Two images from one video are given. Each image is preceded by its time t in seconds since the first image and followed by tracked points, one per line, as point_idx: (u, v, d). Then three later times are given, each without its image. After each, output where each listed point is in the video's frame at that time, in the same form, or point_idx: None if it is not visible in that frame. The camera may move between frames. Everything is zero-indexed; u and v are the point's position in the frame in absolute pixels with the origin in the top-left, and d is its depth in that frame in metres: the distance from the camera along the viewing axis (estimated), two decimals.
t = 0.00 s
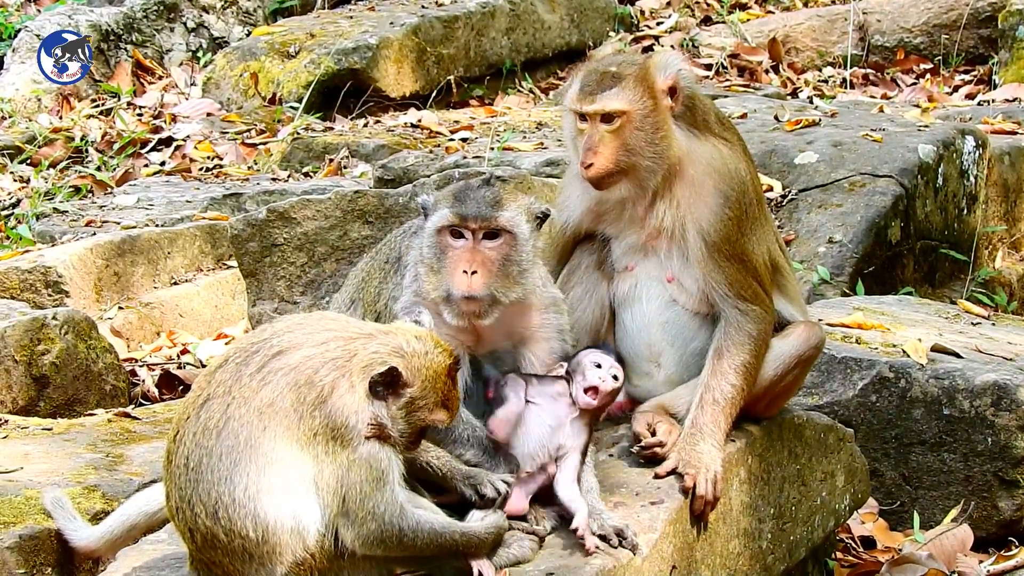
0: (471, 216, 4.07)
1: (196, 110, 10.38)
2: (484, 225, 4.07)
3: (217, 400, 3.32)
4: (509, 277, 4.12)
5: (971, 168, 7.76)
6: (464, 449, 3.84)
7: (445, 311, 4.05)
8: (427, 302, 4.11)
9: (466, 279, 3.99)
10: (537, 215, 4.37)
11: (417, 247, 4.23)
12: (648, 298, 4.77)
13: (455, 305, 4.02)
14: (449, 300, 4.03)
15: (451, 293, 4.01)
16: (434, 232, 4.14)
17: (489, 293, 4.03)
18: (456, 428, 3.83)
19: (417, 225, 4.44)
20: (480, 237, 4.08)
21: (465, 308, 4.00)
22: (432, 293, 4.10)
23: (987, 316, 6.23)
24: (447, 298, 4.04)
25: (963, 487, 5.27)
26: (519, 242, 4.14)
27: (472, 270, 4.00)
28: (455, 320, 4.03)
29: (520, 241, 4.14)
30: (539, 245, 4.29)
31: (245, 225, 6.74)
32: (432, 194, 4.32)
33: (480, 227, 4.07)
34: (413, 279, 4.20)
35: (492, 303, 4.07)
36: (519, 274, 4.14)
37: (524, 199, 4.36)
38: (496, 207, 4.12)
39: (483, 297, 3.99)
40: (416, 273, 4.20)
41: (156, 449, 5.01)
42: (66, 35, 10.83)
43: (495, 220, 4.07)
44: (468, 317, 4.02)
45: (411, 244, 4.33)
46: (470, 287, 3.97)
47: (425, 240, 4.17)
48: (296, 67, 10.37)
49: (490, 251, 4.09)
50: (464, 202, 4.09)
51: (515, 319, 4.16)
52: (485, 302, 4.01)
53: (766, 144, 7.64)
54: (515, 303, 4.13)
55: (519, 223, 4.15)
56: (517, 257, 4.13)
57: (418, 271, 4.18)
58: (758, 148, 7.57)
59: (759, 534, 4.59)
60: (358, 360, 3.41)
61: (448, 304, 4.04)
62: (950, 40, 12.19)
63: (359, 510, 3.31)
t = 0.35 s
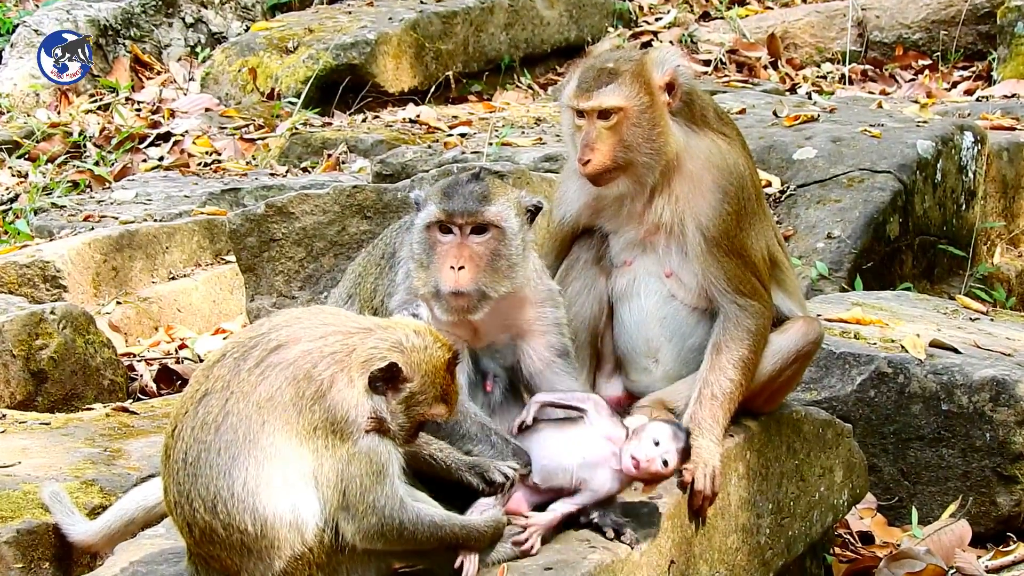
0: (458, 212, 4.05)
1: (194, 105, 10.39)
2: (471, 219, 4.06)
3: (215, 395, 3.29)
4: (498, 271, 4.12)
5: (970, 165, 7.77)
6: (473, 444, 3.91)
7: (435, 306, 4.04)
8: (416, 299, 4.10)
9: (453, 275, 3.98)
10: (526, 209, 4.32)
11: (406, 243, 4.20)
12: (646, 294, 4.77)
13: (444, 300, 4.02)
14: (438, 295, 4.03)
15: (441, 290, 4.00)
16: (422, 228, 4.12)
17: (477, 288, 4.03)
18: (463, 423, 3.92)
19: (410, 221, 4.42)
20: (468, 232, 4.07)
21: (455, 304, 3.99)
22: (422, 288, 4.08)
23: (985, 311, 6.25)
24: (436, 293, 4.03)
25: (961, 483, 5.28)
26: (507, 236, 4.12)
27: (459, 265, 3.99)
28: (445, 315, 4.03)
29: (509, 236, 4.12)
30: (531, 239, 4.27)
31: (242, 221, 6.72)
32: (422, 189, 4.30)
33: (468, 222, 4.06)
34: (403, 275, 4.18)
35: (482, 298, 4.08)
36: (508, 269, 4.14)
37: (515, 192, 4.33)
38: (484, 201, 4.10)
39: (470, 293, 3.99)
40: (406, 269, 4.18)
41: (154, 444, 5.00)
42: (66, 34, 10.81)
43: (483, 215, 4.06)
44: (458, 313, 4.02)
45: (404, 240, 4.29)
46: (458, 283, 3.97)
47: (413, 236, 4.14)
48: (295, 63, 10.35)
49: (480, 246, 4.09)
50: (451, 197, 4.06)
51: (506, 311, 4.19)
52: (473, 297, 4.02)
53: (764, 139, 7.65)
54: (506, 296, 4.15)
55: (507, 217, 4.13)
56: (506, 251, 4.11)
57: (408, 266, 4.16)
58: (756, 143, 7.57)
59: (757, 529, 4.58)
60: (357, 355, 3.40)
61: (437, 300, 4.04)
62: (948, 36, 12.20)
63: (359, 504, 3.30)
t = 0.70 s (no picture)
0: (476, 215, 4.02)
1: (192, 96, 10.41)
2: (489, 224, 4.01)
3: (213, 385, 3.26)
4: (513, 276, 4.06)
5: (967, 155, 7.77)
6: (491, 446, 3.95)
7: (448, 309, 4.02)
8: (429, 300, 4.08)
9: (469, 279, 3.95)
10: (541, 214, 4.26)
11: (421, 244, 4.19)
12: (644, 284, 4.76)
13: (458, 303, 3.99)
14: (452, 297, 4.00)
15: (456, 293, 3.98)
16: (438, 230, 4.09)
17: (492, 294, 3.99)
18: (482, 425, 3.98)
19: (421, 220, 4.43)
20: (485, 236, 4.03)
21: (468, 308, 3.96)
22: (436, 290, 4.06)
23: (983, 302, 6.27)
24: (451, 296, 4.01)
25: (959, 473, 5.32)
26: (523, 242, 4.06)
27: (475, 270, 3.97)
28: (457, 319, 3.99)
29: (525, 241, 4.07)
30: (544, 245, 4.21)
31: (240, 210, 6.75)
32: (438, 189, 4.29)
33: (485, 226, 4.01)
34: (417, 276, 4.17)
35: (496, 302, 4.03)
36: (522, 274, 4.08)
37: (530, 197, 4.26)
38: (501, 206, 4.05)
39: (485, 298, 3.96)
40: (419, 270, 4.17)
41: (151, 435, 5.00)
42: (65, 34, 10.28)
43: (500, 220, 4.01)
44: (471, 317, 3.99)
45: (416, 238, 4.29)
46: (472, 286, 3.93)
47: (428, 237, 4.13)
48: (292, 54, 10.38)
49: (495, 251, 4.04)
50: (468, 200, 4.04)
51: (521, 316, 4.15)
52: (488, 301, 3.98)
53: (762, 130, 7.64)
54: (518, 301, 4.09)
55: (524, 223, 4.07)
56: (521, 257, 4.06)
57: (422, 267, 4.14)
58: (754, 134, 7.57)
59: (755, 520, 4.56)
60: (355, 346, 3.36)
61: (451, 302, 4.02)
62: (947, 27, 12.17)
63: (356, 495, 3.25)
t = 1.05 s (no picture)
0: (469, 211, 4.00)
1: (188, 87, 10.46)
2: (482, 220, 4.00)
3: (209, 377, 3.16)
4: (506, 272, 4.06)
5: (963, 146, 7.76)
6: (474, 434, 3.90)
7: (440, 303, 4.00)
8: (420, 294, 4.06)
9: (462, 275, 3.93)
10: (536, 209, 4.26)
11: (415, 236, 4.18)
12: (641, 274, 4.76)
13: (449, 298, 3.98)
14: (445, 292, 3.98)
15: (447, 288, 3.96)
16: (431, 224, 4.07)
17: (485, 289, 3.97)
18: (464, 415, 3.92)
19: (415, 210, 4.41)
20: (479, 231, 4.02)
21: (461, 303, 3.95)
22: (428, 284, 4.04)
23: (979, 292, 6.27)
24: (443, 290, 3.99)
25: (956, 464, 5.32)
26: (517, 238, 4.06)
27: (468, 266, 3.94)
28: (450, 314, 3.98)
29: (519, 238, 4.07)
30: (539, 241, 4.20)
31: (236, 202, 6.78)
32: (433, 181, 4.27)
33: (480, 222, 4.00)
34: (409, 268, 4.15)
35: (489, 297, 4.02)
36: (516, 270, 4.09)
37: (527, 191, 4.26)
38: (496, 201, 4.04)
39: (478, 293, 3.94)
40: (412, 262, 4.15)
41: (148, 427, 5.00)
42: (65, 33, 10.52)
43: (494, 216, 4.00)
44: (464, 312, 3.98)
45: (410, 231, 4.27)
46: (465, 283, 3.91)
47: (422, 230, 4.10)
48: (287, 45, 10.42)
49: (488, 246, 4.03)
50: (462, 196, 4.02)
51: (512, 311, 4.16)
52: (481, 297, 3.96)
53: (758, 120, 7.63)
54: (511, 297, 4.09)
55: (518, 218, 4.07)
56: (514, 252, 4.07)
57: (414, 260, 4.12)
58: (750, 125, 7.56)
59: (752, 511, 4.51)
60: (354, 339, 3.27)
61: (444, 296, 4.00)
62: (943, 17, 12.20)
63: (351, 487, 3.14)
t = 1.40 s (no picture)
0: (425, 186, 4.27)
1: (187, 81, 10.46)
2: (437, 194, 4.28)
3: (211, 368, 3.14)
4: (465, 246, 4.30)
5: (963, 138, 7.74)
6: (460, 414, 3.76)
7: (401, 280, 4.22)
8: (382, 272, 4.27)
9: (418, 249, 4.14)
10: (495, 181, 4.56)
11: (377, 215, 4.42)
12: (640, 266, 4.74)
13: (409, 273, 4.18)
14: (404, 268, 4.19)
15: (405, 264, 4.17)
16: (391, 202, 4.33)
17: (443, 263, 4.19)
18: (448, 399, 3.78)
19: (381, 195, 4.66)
20: (435, 205, 4.28)
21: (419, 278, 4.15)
22: (389, 262, 4.25)
23: (978, 285, 6.27)
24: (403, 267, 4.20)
25: (956, 457, 5.32)
26: (473, 210, 4.34)
27: (425, 240, 4.16)
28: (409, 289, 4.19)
29: (474, 210, 4.34)
30: (497, 209, 4.48)
31: (235, 195, 6.73)
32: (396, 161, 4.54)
33: (436, 195, 4.28)
34: (371, 250, 4.38)
35: (447, 272, 4.25)
36: (474, 243, 4.33)
37: (486, 165, 4.59)
38: (451, 175, 4.34)
39: (435, 267, 4.15)
40: (375, 243, 4.37)
41: (147, 420, 5.00)
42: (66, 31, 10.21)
43: (448, 189, 4.28)
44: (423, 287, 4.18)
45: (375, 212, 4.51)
46: (422, 257, 4.12)
47: (383, 208, 4.35)
48: (287, 38, 10.43)
49: (445, 219, 4.29)
50: (419, 170, 4.29)
51: (474, 288, 4.36)
52: (438, 271, 4.17)
53: (757, 113, 7.62)
54: (471, 271, 4.32)
55: (473, 191, 4.36)
56: (471, 226, 4.32)
57: (376, 240, 4.35)
58: (749, 117, 7.56)
59: (752, 504, 4.51)
60: (358, 332, 3.25)
61: (404, 273, 4.20)
62: (941, 9, 12.16)
63: (348, 479, 3.08)
